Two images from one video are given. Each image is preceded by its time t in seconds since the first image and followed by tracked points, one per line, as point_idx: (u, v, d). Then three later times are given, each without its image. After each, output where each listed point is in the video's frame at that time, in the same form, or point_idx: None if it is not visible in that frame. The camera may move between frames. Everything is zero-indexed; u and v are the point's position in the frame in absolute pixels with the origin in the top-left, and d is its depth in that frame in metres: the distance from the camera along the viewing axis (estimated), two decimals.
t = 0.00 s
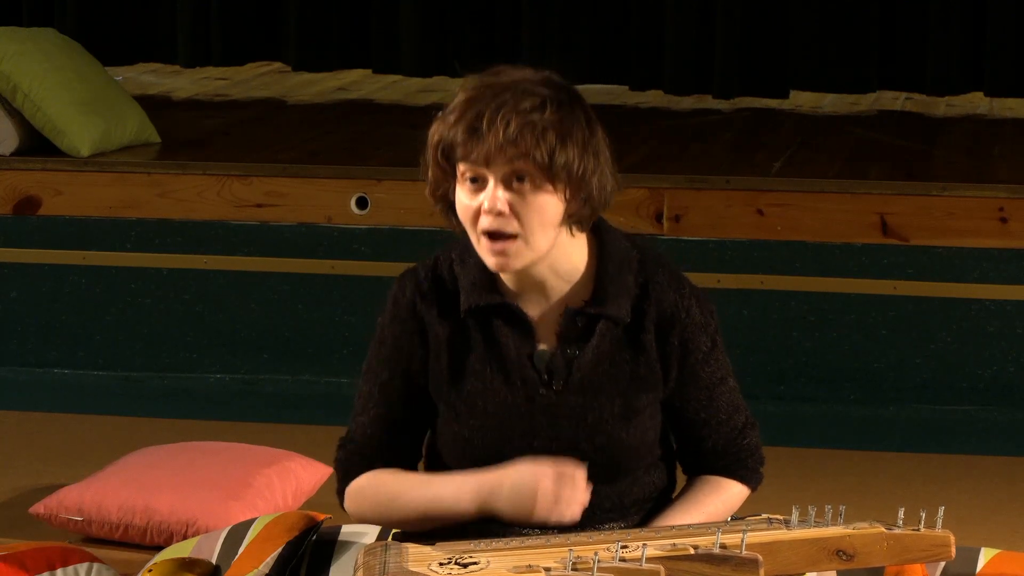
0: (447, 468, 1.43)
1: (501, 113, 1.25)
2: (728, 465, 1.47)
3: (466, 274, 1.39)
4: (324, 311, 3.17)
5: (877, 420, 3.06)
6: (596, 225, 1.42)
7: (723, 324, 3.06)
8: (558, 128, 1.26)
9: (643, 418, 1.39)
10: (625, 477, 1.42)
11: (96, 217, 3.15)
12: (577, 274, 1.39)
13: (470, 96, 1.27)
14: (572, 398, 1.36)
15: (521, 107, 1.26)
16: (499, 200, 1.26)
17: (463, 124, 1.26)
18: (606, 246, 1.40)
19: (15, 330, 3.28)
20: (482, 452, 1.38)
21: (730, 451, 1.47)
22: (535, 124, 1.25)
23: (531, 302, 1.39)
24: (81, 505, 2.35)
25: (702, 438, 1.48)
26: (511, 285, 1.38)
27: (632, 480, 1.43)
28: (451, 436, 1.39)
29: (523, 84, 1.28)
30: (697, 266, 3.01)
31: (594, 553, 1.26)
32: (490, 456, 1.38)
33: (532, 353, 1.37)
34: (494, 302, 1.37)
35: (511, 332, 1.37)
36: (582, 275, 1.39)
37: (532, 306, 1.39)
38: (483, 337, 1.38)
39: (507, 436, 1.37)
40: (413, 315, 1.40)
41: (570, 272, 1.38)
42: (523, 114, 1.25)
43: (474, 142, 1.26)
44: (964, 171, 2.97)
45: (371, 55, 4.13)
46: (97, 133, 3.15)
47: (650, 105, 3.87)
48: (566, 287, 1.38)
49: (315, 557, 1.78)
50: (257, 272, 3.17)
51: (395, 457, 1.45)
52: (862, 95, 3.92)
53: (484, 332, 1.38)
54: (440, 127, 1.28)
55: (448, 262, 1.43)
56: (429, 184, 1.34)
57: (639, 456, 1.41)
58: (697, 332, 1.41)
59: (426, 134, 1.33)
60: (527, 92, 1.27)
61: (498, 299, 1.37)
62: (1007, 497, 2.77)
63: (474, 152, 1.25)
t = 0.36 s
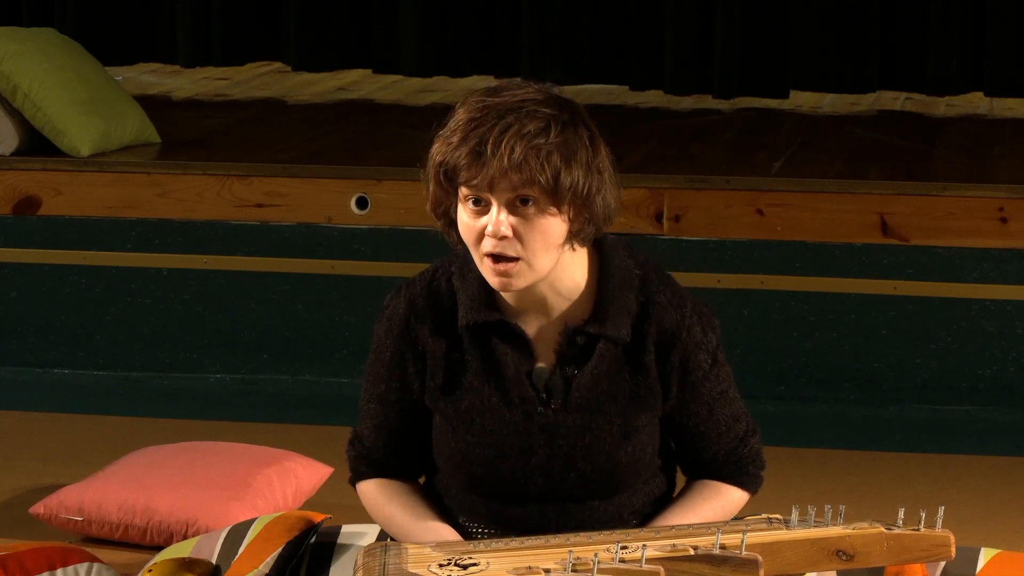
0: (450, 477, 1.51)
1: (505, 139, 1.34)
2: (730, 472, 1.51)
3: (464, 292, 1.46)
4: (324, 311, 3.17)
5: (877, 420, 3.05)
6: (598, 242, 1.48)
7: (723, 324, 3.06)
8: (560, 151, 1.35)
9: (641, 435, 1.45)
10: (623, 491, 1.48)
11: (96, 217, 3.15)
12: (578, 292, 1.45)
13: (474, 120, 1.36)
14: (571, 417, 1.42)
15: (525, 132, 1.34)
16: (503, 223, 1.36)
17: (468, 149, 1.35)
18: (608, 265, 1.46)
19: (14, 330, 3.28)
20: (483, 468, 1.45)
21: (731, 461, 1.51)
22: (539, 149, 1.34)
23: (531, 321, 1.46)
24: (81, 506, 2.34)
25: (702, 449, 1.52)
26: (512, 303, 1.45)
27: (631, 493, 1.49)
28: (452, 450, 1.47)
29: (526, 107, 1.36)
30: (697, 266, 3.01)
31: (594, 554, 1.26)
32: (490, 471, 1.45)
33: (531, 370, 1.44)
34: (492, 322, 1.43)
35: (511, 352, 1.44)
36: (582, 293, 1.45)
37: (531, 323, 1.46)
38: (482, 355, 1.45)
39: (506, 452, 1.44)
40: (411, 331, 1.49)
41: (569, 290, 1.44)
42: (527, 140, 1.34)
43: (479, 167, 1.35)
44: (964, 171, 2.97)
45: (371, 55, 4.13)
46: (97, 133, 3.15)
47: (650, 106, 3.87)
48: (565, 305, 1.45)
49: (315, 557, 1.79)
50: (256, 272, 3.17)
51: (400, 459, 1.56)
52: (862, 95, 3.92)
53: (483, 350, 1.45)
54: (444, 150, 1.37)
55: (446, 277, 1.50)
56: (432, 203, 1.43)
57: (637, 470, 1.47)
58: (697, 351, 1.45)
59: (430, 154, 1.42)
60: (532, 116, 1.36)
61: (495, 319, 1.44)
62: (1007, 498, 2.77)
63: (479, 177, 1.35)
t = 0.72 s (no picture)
0: (448, 470, 1.51)
1: (533, 114, 1.36)
2: (736, 479, 1.51)
3: (466, 281, 1.47)
4: (324, 311, 3.17)
5: (878, 420, 3.05)
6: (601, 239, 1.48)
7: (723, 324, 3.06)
8: (585, 134, 1.38)
9: (639, 431, 1.46)
10: (619, 488, 1.48)
11: (95, 217, 3.15)
12: (580, 284, 1.46)
13: (503, 95, 1.38)
14: (569, 411, 1.42)
15: (552, 111, 1.37)
16: (519, 198, 1.37)
17: (494, 121, 1.37)
18: (610, 261, 1.46)
19: (14, 330, 3.28)
20: (480, 461, 1.45)
21: (735, 465, 1.50)
22: (565, 128, 1.37)
23: (531, 311, 1.46)
24: (81, 506, 2.34)
25: (707, 452, 1.52)
26: (515, 292, 1.46)
27: (627, 490, 1.49)
28: (450, 442, 1.47)
29: (555, 88, 1.39)
30: (697, 266, 3.01)
31: (593, 554, 1.25)
32: (487, 464, 1.45)
33: (531, 363, 1.44)
34: (495, 312, 1.44)
35: (510, 343, 1.44)
36: (582, 285, 1.46)
37: (531, 314, 1.46)
38: (482, 346, 1.45)
39: (503, 444, 1.44)
40: (412, 321, 1.49)
41: (572, 281, 1.45)
42: (554, 117, 1.36)
43: (503, 139, 1.37)
44: (964, 171, 2.97)
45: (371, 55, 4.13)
46: (97, 133, 3.15)
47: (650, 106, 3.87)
48: (566, 297, 1.46)
49: (315, 557, 1.79)
50: (256, 272, 3.17)
51: (399, 454, 1.56)
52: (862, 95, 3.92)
53: (483, 341, 1.45)
54: (469, 122, 1.39)
55: (448, 269, 1.51)
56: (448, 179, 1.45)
57: (633, 468, 1.48)
58: (697, 350, 1.45)
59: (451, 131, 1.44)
60: (560, 97, 1.38)
61: (497, 309, 1.44)
62: (1007, 498, 2.77)
63: (503, 149, 1.37)
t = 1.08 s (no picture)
0: (449, 459, 1.49)
1: (567, 86, 1.38)
2: (740, 481, 1.50)
3: (473, 262, 1.47)
4: (324, 311, 3.17)
5: (878, 421, 3.05)
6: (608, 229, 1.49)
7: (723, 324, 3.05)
8: (612, 114, 1.40)
9: (642, 417, 1.45)
10: (621, 476, 1.47)
11: (96, 217, 3.15)
12: (587, 267, 1.46)
13: (537, 66, 1.40)
14: (572, 392, 1.42)
15: (585, 86, 1.39)
16: (540, 167, 1.37)
17: (527, 89, 1.39)
18: (616, 247, 1.48)
19: (14, 331, 3.28)
20: (482, 442, 1.44)
21: (737, 461, 1.50)
22: (594, 104, 1.39)
23: (537, 293, 1.46)
24: (81, 506, 2.34)
25: (711, 448, 1.52)
26: (522, 272, 1.46)
27: (628, 479, 1.48)
28: (452, 423, 1.45)
29: (587, 66, 1.41)
30: (697, 267, 3.01)
31: (594, 554, 1.25)
32: (488, 446, 1.44)
33: (535, 345, 1.44)
34: (501, 291, 1.44)
35: (515, 323, 1.44)
36: (589, 268, 1.46)
37: (537, 296, 1.46)
38: (486, 326, 1.45)
39: (505, 425, 1.42)
40: (418, 302, 1.49)
41: (580, 263, 1.46)
42: (585, 93, 1.39)
43: (534, 107, 1.38)
44: (964, 171, 2.97)
45: (371, 55, 4.13)
46: (97, 133, 3.15)
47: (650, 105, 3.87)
48: (573, 279, 1.46)
49: (315, 557, 1.79)
50: (256, 272, 3.17)
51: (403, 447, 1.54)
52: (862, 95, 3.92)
53: (488, 321, 1.45)
54: (501, 89, 1.40)
55: (455, 253, 1.51)
56: (471, 147, 1.46)
57: (635, 455, 1.46)
58: (699, 336, 1.46)
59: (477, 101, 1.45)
60: (591, 75, 1.41)
61: (504, 289, 1.44)
62: (1007, 497, 2.77)
63: (533, 116, 1.38)
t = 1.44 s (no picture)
0: (451, 449, 1.49)
1: (582, 95, 1.37)
2: (725, 476, 1.50)
3: (478, 252, 1.47)
4: (324, 311, 3.17)
5: (878, 420, 3.05)
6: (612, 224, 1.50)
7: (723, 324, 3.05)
8: (626, 121, 1.40)
9: (644, 406, 1.44)
10: (623, 467, 1.47)
11: (96, 217, 3.15)
12: (591, 260, 1.47)
13: (554, 70, 1.39)
14: (575, 378, 1.42)
15: (600, 94, 1.38)
16: (550, 172, 1.38)
17: (543, 94, 1.37)
18: (621, 238, 1.48)
19: (14, 331, 3.28)
20: (486, 428, 1.43)
21: (726, 458, 1.50)
22: (609, 114, 1.38)
23: (542, 282, 1.47)
24: (81, 506, 2.34)
25: (698, 444, 1.51)
26: (526, 262, 1.47)
27: (629, 470, 1.47)
28: (455, 409, 1.45)
29: (603, 71, 1.40)
30: (697, 267, 3.01)
31: (594, 553, 1.25)
32: (492, 431, 1.43)
33: (539, 332, 1.45)
34: (506, 279, 1.44)
35: (519, 310, 1.45)
36: (594, 261, 1.47)
37: (542, 286, 1.47)
38: (491, 313, 1.45)
39: (509, 411, 1.42)
40: (423, 291, 1.49)
41: (584, 257, 1.46)
42: (600, 102, 1.38)
43: (549, 114, 1.37)
44: (963, 171, 2.97)
45: (371, 55, 4.13)
46: (97, 133, 3.16)
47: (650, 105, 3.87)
48: (579, 271, 1.47)
49: (315, 557, 1.79)
50: (256, 272, 3.17)
51: (407, 440, 1.54)
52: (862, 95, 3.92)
53: (492, 308, 1.45)
54: (515, 89, 1.39)
55: (460, 243, 1.51)
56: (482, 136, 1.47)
57: (637, 444, 1.45)
58: (704, 329, 1.46)
59: (490, 92, 1.44)
60: (607, 82, 1.40)
61: (509, 276, 1.45)
62: (1007, 497, 2.77)
63: (546, 123, 1.37)
